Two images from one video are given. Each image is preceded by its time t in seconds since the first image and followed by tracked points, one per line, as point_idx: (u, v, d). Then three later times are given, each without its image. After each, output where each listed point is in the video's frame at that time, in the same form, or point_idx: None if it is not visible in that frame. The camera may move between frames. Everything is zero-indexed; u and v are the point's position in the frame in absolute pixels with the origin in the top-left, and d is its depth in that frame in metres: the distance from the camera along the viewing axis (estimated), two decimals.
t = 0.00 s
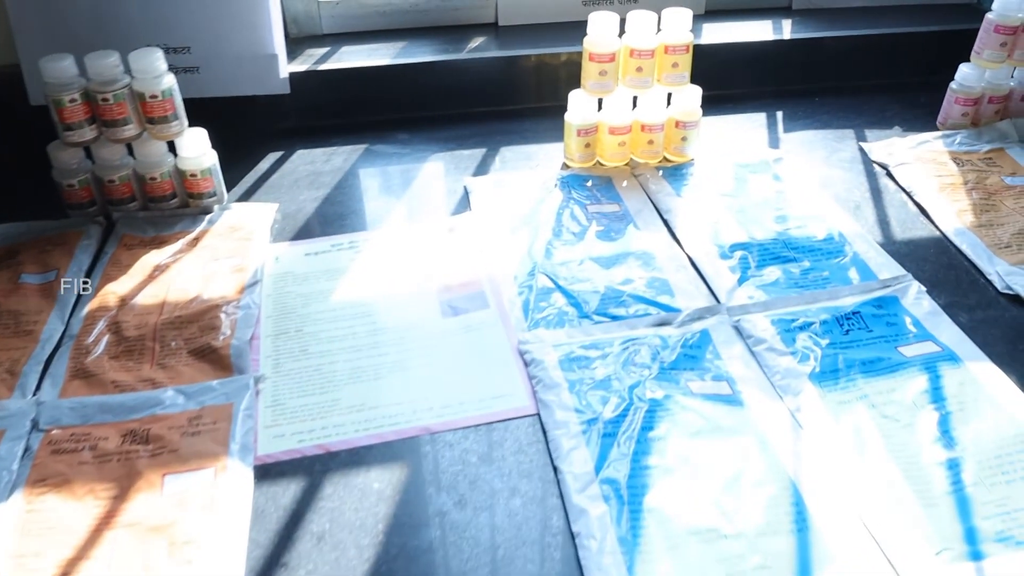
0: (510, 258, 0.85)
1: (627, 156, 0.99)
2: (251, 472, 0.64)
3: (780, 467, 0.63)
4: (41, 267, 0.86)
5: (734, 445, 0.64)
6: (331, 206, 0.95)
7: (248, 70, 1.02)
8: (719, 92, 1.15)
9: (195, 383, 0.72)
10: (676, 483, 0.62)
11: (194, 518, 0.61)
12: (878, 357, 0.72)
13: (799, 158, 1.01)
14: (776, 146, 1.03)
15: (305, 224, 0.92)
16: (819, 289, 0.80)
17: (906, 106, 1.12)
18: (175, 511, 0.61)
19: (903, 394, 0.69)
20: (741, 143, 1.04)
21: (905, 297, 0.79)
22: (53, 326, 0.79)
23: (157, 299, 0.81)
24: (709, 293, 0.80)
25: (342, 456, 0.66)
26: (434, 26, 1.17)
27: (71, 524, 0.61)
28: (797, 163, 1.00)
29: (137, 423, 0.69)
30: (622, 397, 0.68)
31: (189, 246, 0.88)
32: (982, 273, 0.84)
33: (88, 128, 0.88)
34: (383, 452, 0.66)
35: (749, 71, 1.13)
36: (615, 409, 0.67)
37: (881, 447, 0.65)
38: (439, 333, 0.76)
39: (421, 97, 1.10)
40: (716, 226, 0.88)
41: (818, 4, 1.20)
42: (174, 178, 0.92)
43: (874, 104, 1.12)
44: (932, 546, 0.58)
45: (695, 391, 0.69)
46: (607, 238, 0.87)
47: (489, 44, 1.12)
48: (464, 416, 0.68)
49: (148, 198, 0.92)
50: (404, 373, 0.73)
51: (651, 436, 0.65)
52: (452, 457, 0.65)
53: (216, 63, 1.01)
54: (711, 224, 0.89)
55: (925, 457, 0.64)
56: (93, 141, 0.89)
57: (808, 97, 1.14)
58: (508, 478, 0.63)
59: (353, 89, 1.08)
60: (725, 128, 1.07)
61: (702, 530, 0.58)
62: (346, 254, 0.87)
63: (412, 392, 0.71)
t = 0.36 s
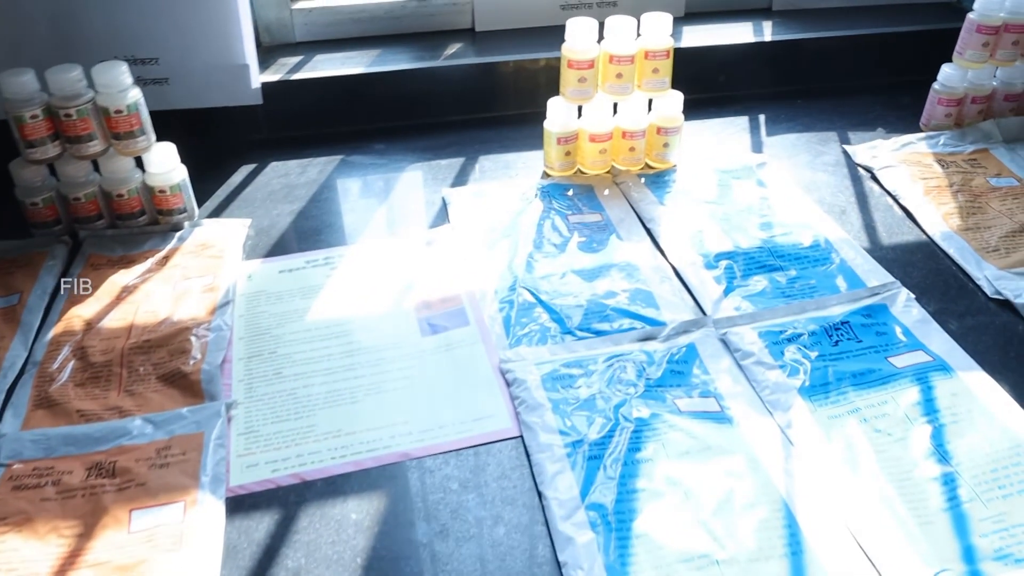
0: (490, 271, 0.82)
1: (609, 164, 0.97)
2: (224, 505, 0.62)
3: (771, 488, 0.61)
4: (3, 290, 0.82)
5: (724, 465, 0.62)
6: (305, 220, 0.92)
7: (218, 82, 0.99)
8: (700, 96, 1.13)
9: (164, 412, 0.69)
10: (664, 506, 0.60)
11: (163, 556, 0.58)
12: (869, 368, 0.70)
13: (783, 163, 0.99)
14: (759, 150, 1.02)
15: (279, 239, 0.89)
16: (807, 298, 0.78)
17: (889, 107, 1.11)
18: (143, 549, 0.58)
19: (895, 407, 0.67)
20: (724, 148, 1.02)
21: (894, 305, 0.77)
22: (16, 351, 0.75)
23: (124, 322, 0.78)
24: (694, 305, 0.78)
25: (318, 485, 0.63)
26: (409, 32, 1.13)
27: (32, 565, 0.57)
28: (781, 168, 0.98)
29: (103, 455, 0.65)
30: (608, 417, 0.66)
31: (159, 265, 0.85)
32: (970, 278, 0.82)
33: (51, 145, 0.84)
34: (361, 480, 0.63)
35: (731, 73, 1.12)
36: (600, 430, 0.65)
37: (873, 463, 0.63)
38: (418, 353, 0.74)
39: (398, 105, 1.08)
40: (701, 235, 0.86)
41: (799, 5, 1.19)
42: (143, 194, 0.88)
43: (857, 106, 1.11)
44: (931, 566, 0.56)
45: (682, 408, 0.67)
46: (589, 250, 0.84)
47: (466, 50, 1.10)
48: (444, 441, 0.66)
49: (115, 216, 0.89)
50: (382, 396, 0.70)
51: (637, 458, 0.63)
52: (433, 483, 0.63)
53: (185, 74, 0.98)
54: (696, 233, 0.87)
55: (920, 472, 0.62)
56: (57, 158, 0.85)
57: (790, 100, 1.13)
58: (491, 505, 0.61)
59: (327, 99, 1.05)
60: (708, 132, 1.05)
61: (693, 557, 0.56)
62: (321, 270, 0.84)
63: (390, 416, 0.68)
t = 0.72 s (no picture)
0: (469, 273, 0.81)
1: (589, 160, 0.96)
2: (196, 518, 0.60)
3: (753, 490, 0.60)
4: None
5: (705, 468, 0.62)
6: (281, 222, 0.90)
7: (191, 82, 0.97)
8: (683, 90, 1.12)
9: (135, 423, 0.67)
10: (645, 511, 0.59)
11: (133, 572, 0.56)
12: (852, 366, 0.69)
13: (765, 158, 0.98)
14: (741, 144, 1.00)
15: (254, 243, 0.87)
16: (789, 295, 0.77)
17: (872, 99, 1.10)
18: (113, 565, 0.57)
19: (878, 405, 0.66)
20: (706, 143, 1.01)
21: (877, 301, 0.76)
22: None
23: (95, 331, 0.76)
24: (676, 304, 0.77)
25: (293, 495, 0.62)
26: (386, 29, 1.12)
27: None
28: (764, 162, 0.97)
29: (72, 469, 0.64)
30: (588, 421, 0.65)
31: (130, 272, 0.83)
32: (954, 272, 0.81)
33: (17, 151, 0.81)
34: (336, 489, 0.62)
35: (712, 66, 1.10)
36: (579, 434, 0.64)
37: (856, 464, 0.62)
38: (395, 357, 0.73)
39: (375, 103, 1.06)
40: (683, 232, 0.85)
41: None
42: (113, 199, 0.86)
43: (840, 98, 1.10)
44: (915, 568, 0.55)
45: (663, 410, 0.66)
46: (569, 249, 0.83)
47: (444, 46, 1.08)
48: (421, 448, 0.65)
49: (85, 222, 0.87)
50: (358, 402, 0.69)
51: (617, 462, 0.62)
52: (409, 492, 0.61)
53: (157, 74, 0.96)
54: (677, 230, 0.85)
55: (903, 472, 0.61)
56: (23, 163, 0.82)
57: (772, 92, 1.12)
58: (469, 514, 0.60)
59: (303, 98, 1.03)
60: (689, 127, 1.04)
61: (674, 563, 0.55)
62: (296, 274, 0.82)
63: (367, 422, 0.67)
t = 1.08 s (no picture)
0: (449, 280, 0.80)
1: (574, 164, 0.95)
2: (167, 530, 0.59)
3: (731, 501, 0.59)
4: None
5: (683, 478, 0.61)
6: (263, 228, 0.89)
7: (175, 88, 0.96)
8: (671, 91, 1.11)
9: (110, 433, 0.66)
10: (621, 523, 0.58)
11: None
12: (836, 373, 0.68)
13: (753, 160, 0.97)
14: (729, 147, 0.99)
15: (234, 250, 0.86)
16: (773, 300, 0.76)
17: (862, 99, 1.09)
18: None
19: (862, 413, 0.65)
20: (693, 146, 1.00)
21: (863, 306, 0.75)
22: None
23: (73, 340, 0.74)
24: (656, 310, 0.76)
25: (265, 507, 0.61)
26: (372, 33, 1.11)
27: None
28: (751, 165, 0.96)
29: (45, 480, 0.62)
30: (565, 431, 0.64)
31: (111, 280, 0.81)
32: (943, 275, 0.80)
33: None
34: (309, 501, 0.61)
35: (701, 68, 1.09)
36: (555, 444, 0.63)
37: (838, 474, 0.61)
38: (372, 365, 0.72)
39: (361, 109, 1.05)
40: (668, 236, 0.84)
41: None
42: (94, 207, 0.85)
43: (830, 99, 1.09)
44: None
45: (642, 420, 0.65)
46: (551, 255, 0.82)
47: (429, 50, 1.07)
48: (396, 459, 0.64)
49: (67, 230, 0.85)
50: (334, 411, 0.68)
51: (594, 474, 0.61)
52: (383, 504, 0.61)
53: (141, 80, 0.95)
54: (662, 235, 0.84)
55: (886, 482, 0.60)
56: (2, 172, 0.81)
57: (762, 93, 1.10)
58: (442, 527, 0.59)
59: (287, 104, 1.02)
60: (677, 130, 1.03)
61: None
62: (276, 281, 0.81)
63: (341, 433, 0.66)
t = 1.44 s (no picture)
0: (408, 282, 0.79)
1: (543, 165, 0.94)
2: (107, 536, 0.60)
3: (672, 507, 0.59)
4: None
5: (625, 484, 0.60)
6: (230, 232, 0.90)
7: (145, 93, 0.97)
8: (648, 91, 1.10)
9: (59, 439, 0.66)
10: (559, 529, 0.57)
11: None
12: (789, 377, 0.67)
13: (725, 161, 0.96)
14: (702, 147, 0.98)
15: (199, 255, 0.86)
16: (732, 303, 0.75)
17: (841, 98, 1.07)
18: None
19: (812, 418, 0.64)
20: (665, 147, 0.99)
21: (823, 308, 0.74)
22: None
23: (31, 345, 0.75)
24: (612, 313, 0.75)
25: (207, 512, 0.61)
26: (348, 36, 1.11)
27: None
28: (722, 165, 0.95)
29: None
30: (509, 435, 0.64)
31: (73, 285, 0.82)
32: (908, 276, 0.79)
33: None
34: (251, 506, 0.61)
35: (678, 67, 1.08)
36: (499, 449, 0.63)
37: (783, 479, 0.60)
38: (325, 369, 0.72)
39: (334, 111, 1.04)
40: (630, 237, 0.83)
41: None
42: (59, 213, 0.85)
43: (808, 98, 1.08)
44: None
45: (589, 424, 0.64)
46: (512, 257, 0.82)
47: (403, 52, 1.07)
48: (340, 464, 0.64)
49: (32, 235, 0.85)
50: (283, 416, 0.68)
51: (535, 479, 0.60)
52: (323, 510, 0.61)
53: (110, 86, 0.96)
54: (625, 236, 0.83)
55: (831, 488, 0.59)
56: None
57: (740, 93, 1.09)
58: (381, 533, 0.59)
59: (260, 107, 1.02)
60: (650, 131, 1.02)
61: None
62: (236, 285, 0.82)
63: (289, 437, 0.66)
